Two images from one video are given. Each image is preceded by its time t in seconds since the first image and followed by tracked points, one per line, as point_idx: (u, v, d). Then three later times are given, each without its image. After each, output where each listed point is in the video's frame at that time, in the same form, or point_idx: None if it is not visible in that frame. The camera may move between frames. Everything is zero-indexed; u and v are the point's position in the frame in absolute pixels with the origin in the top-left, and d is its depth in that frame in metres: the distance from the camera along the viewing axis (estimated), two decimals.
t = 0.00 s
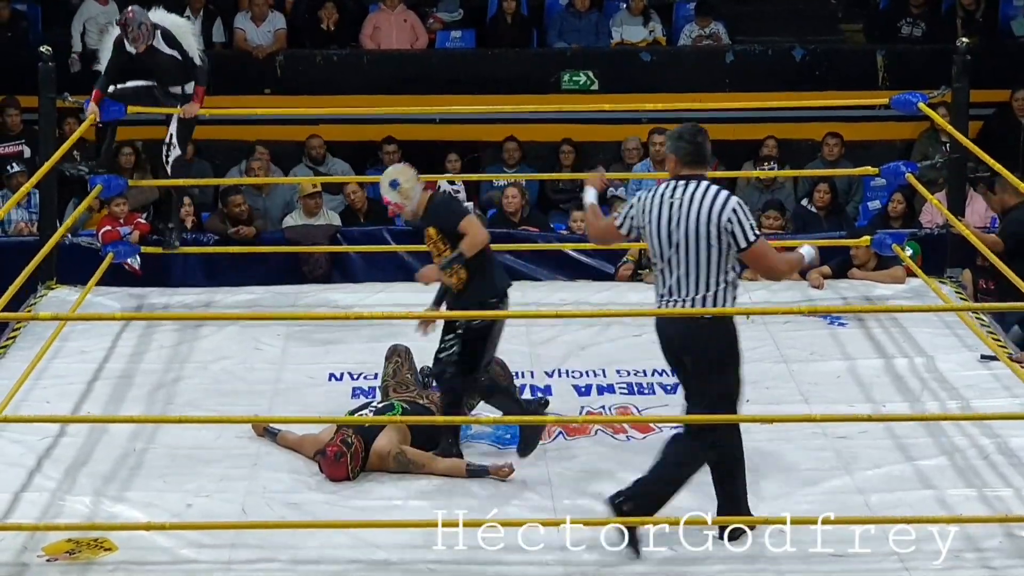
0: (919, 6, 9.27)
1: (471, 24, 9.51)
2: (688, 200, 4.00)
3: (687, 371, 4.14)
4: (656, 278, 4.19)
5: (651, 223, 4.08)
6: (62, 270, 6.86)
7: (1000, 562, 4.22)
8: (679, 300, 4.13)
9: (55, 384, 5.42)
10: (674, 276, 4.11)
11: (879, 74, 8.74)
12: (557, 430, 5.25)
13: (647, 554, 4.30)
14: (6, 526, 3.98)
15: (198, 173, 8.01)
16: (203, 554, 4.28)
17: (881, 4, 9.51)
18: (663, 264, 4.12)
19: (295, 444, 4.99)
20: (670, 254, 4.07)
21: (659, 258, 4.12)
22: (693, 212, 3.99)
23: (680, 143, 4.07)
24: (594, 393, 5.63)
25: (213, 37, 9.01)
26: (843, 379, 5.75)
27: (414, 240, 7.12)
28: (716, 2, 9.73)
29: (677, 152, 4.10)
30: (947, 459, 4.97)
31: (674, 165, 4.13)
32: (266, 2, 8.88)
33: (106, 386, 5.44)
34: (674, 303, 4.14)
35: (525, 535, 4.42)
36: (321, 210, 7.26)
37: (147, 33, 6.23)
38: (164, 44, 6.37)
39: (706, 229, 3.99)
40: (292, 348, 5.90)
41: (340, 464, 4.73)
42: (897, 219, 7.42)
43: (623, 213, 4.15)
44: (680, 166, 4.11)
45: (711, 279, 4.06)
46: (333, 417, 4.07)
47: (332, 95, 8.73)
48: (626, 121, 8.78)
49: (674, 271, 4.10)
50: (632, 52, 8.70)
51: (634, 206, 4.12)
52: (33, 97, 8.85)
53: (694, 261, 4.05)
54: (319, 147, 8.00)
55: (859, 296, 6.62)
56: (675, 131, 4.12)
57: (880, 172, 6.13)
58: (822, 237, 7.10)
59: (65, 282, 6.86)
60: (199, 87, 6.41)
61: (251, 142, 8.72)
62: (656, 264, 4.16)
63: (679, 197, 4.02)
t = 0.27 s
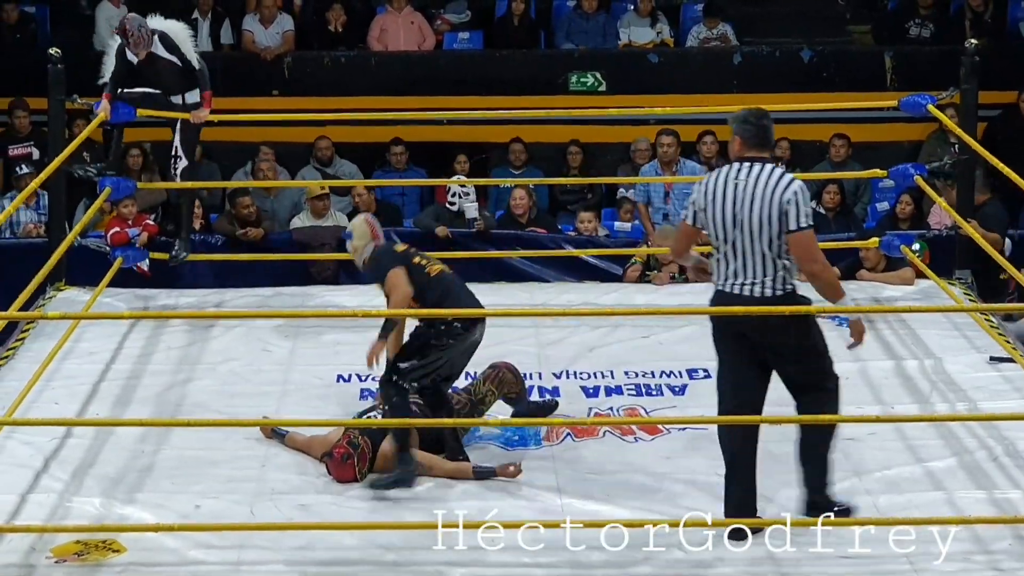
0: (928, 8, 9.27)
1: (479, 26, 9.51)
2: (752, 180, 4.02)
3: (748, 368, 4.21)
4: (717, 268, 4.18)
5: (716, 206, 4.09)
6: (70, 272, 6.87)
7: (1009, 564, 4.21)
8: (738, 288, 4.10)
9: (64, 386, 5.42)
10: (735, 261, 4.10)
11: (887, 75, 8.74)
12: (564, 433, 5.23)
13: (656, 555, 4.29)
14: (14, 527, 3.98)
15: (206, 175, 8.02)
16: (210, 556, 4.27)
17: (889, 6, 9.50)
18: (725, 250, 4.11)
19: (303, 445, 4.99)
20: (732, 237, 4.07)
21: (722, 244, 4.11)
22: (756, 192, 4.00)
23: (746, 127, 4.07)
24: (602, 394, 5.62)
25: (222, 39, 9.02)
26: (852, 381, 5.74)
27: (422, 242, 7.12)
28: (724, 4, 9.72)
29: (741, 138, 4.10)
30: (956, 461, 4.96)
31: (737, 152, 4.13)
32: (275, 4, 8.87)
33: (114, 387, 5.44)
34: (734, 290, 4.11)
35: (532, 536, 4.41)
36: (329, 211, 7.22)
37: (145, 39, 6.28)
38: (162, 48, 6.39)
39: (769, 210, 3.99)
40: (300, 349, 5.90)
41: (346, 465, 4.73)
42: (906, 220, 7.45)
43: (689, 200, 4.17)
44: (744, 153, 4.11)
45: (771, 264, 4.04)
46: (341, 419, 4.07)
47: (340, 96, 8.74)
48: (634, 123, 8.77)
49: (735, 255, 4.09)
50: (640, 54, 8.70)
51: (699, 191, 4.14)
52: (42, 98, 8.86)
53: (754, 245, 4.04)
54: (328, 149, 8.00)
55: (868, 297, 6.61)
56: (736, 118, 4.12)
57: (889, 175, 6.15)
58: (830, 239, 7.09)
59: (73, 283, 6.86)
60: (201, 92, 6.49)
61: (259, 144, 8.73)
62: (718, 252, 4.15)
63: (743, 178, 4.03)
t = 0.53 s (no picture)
0: (934, 9, 9.25)
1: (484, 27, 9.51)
2: (823, 186, 4.02)
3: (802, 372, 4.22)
4: (782, 271, 4.19)
5: (784, 214, 4.07)
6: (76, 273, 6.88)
7: (1015, 566, 4.20)
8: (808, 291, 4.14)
9: (70, 388, 5.43)
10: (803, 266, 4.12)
11: (893, 77, 8.73)
12: (570, 435, 5.25)
13: (660, 558, 4.28)
14: (19, 529, 3.98)
15: (212, 176, 8.03)
16: (216, 558, 4.28)
17: (895, 7, 9.48)
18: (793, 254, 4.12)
19: (308, 447, 4.99)
20: (802, 244, 4.08)
21: (790, 249, 4.12)
22: (827, 199, 4.01)
23: (810, 134, 4.07)
24: (608, 396, 5.62)
25: (228, 41, 9.03)
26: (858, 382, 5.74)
27: (428, 244, 7.12)
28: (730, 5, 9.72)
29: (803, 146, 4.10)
30: (962, 463, 4.95)
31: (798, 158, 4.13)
32: (280, 6, 8.87)
33: (120, 389, 5.44)
34: (803, 293, 4.15)
35: (537, 538, 4.41)
36: (334, 212, 7.25)
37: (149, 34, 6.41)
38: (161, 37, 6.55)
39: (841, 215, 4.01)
40: (305, 351, 5.90)
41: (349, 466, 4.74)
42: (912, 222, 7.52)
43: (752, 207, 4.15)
44: (805, 159, 4.12)
45: (841, 268, 4.08)
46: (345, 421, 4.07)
47: (345, 98, 8.74)
48: (639, 124, 8.77)
49: (805, 261, 4.11)
50: (645, 56, 8.69)
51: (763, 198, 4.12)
52: (48, 100, 8.88)
53: (825, 250, 4.07)
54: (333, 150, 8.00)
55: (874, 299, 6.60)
56: (796, 122, 4.10)
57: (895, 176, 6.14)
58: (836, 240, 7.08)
59: (79, 285, 6.87)
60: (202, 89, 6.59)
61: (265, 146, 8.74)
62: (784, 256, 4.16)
63: (812, 184, 4.04)
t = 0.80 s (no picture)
0: (934, 14, 9.27)
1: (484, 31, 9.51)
2: (875, 169, 4.22)
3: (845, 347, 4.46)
4: (828, 254, 4.34)
5: (839, 196, 4.24)
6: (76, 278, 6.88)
7: (1015, 571, 4.20)
8: (856, 274, 4.31)
9: (70, 392, 5.42)
10: (853, 248, 4.29)
11: (893, 81, 8.73)
12: (570, 438, 5.24)
13: (661, 563, 4.28)
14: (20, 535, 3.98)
15: (212, 181, 8.04)
16: (217, 563, 4.28)
17: (895, 12, 9.49)
18: (844, 237, 4.28)
19: (308, 451, 4.99)
20: (855, 226, 4.26)
21: (841, 232, 4.28)
22: (880, 181, 4.23)
23: (856, 118, 4.29)
24: (608, 401, 5.62)
25: (228, 45, 9.03)
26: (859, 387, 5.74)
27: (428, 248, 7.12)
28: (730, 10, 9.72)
29: (845, 130, 4.33)
30: (962, 468, 4.95)
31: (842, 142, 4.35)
32: (280, 10, 8.87)
33: (121, 394, 5.44)
34: (852, 276, 4.31)
35: (537, 543, 4.41)
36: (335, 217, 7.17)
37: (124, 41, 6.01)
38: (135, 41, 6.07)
39: (892, 196, 4.24)
40: (306, 355, 5.90)
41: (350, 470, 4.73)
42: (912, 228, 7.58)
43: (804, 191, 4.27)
44: (848, 142, 4.33)
45: (892, 249, 4.29)
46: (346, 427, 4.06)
47: (345, 102, 8.75)
48: (640, 128, 8.77)
49: (855, 244, 4.28)
50: (645, 60, 8.69)
51: (815, 182, 4.27)
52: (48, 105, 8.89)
53: (875, 232, 4.26)
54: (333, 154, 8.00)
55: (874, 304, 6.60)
56: (841, 108, 4.34)
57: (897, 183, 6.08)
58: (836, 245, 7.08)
59: (80, 290, 6.87)
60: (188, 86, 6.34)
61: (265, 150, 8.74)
62: (832, 239, 4.32)
63: (865, 168, 4.23)
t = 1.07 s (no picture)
0: (934, 23, 9.29)
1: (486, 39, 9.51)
2: (896, 176, 4.34)
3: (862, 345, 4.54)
4: (850, 259, 4.43)
5: (863, 203, 4.34)
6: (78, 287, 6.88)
7: None
8: (879, 279, 4.40)
9: (71, 402, 5.42)
10: (875, 253, 4.38)
11: (893, 90, 8.74)
12: (572, 447, 5.24)
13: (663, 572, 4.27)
14: (22, 545, 3.97)
15: (212, 190, 8.04)
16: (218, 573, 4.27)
17: (895, 21, 9.50)
18: (867, 242, 4.37)
19: (310, 461, 4.98)
20: (878, 231, 4.36)
21: (864, 238, 4.38)
22: (901, 188, 4.35)
23: (875, 129, 4.37)
24: (609, 409, 5.61)
25: (229, 54, 9.03)
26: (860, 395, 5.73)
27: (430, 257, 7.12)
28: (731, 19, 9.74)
29: (865, 141, 4.39)
30: (963, 477, 4.94)
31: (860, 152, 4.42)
32: (282, 19, 8.87)
33: (122, 403, 5.43)
34: (875, 280, 4.40)
35: (539, 553, 4.40)
36: (335, 226, 7.27)
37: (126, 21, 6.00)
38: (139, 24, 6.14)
39: (912, 201, 4.36)
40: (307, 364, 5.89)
41: (351, 479, 4.73)
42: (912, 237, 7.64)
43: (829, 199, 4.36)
44: (867, 153, 4.41)
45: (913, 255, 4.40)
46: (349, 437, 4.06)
47: (346, 111, 8.75)
48: (641, 137, 8.77)
49: (878, 249, 4.38)
50: (646, 69, 8.70)
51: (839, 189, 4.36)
52: (49, 114, 8.89)
53: (896, 236, 4.37)
54: (332, 163, 8.00)
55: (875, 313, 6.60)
56: (860, 118, 4.39)
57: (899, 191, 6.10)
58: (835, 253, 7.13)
59: (81, 299, 6.86)
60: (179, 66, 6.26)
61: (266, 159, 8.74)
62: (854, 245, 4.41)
63: (887, 175, 4.35)
